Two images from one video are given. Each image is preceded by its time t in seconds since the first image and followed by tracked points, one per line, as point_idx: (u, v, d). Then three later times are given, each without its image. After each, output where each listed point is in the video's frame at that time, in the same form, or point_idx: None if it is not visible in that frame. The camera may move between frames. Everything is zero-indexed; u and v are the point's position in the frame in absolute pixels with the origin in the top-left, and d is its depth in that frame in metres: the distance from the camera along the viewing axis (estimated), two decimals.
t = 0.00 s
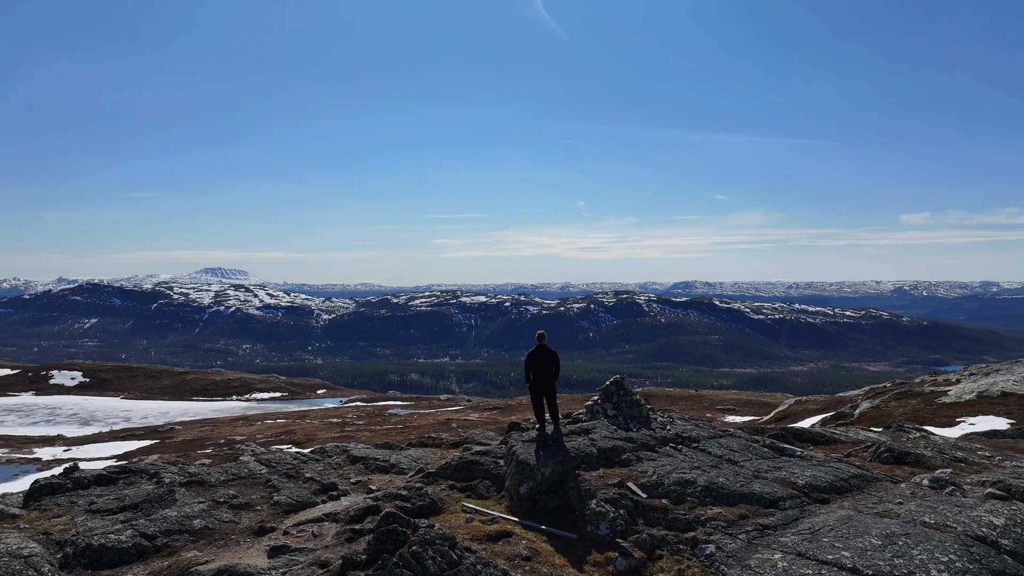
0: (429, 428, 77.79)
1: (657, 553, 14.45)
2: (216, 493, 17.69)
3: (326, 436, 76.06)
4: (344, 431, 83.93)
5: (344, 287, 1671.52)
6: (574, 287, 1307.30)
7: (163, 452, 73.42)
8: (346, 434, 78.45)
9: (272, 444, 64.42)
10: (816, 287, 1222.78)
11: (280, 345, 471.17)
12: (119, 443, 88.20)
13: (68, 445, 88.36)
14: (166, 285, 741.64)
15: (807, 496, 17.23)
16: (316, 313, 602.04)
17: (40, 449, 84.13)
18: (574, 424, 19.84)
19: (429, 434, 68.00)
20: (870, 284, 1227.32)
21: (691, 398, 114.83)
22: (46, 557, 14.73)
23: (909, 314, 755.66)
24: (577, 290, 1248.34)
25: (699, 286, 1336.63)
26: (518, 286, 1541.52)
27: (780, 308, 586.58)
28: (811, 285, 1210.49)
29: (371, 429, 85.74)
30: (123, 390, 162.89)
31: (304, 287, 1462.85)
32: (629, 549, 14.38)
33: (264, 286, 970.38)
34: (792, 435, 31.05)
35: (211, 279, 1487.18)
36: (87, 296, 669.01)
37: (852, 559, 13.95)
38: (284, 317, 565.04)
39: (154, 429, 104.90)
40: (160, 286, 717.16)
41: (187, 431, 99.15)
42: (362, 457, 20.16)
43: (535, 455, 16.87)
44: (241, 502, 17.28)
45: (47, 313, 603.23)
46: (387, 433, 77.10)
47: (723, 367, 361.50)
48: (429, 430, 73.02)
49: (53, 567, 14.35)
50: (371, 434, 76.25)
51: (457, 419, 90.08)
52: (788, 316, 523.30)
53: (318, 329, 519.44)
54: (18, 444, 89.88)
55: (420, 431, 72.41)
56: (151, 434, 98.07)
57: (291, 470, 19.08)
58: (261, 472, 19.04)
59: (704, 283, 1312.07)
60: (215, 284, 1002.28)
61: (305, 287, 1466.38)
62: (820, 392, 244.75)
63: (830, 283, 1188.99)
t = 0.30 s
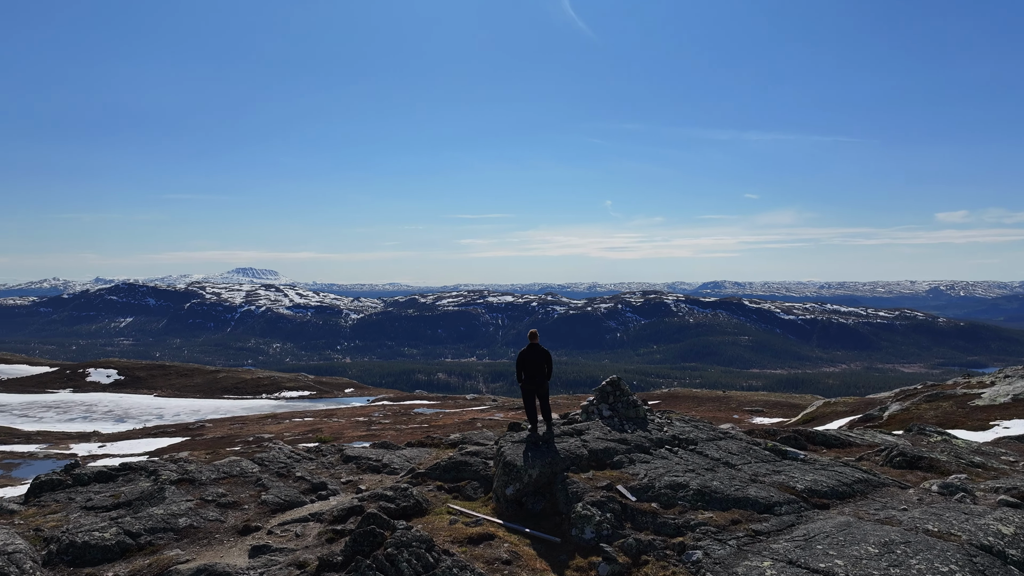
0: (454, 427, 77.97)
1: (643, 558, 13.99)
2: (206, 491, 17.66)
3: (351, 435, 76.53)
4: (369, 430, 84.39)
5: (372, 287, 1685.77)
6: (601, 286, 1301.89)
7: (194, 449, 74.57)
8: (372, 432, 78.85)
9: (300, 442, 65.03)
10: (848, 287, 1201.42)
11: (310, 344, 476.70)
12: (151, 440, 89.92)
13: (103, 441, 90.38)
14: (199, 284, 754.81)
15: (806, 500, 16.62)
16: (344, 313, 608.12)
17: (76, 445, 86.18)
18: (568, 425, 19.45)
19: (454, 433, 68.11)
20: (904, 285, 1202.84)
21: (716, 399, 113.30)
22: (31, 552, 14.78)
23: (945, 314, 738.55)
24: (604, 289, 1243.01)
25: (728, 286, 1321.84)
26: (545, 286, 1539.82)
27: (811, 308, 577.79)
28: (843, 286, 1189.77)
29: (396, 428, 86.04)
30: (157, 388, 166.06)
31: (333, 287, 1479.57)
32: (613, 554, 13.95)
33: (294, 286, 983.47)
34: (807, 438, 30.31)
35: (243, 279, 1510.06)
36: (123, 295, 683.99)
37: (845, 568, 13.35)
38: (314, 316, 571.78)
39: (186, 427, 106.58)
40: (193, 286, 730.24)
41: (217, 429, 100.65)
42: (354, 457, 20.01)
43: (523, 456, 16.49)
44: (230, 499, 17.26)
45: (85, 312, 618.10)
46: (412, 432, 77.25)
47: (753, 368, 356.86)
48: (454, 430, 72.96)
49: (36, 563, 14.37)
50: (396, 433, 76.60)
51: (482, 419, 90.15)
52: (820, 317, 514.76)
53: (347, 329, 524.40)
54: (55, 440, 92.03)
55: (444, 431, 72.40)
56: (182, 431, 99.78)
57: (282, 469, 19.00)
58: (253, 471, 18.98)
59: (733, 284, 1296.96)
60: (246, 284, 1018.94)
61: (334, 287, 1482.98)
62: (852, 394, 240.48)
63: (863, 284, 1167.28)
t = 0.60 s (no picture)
0: (478, 427, 77.72)
1: (627, 566, 13.58)
2: (195, 491, 17.64)
3: (376, 433, 76.71)
4: (395, 429, 84.56)
5: (400, 287, 1696.39)
6: (628, 286, 1293.85)
7: (222, 447, 75.37)
8: (397, 431, 79.03)
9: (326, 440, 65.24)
10: (882, 287, 1178.20)
11: (338, 343, 481.19)
12: (182, 437, 91.23)
13: (135, 437, 91.96)
14: (230, 284, 766.23)
15: (803, 507, 16.09)
16: (372, 313, 612.68)
17: (110, 441, 87.74)
18: (563, 427, 19.07)
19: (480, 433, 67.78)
20: (940, 284, 1175.18)
21: (742, 400, 111.43)
22: (15, 551, 14.81)
23: (983, 315, 719.54)
24: (631, 288, 1235.27)
25: (758, 285, 1303.54)
26: (572, 286, 1535.43)
27: (843, 308, 567.32)
28: (877, 286, 1166.70)
29: (420, 428, 86.09)
30: (188, 386, 168.65)
31: (361, 286, 1493.86)
32: (593, 560, 13.56)
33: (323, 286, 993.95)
34: (821, 442, 29.58)
35: (274, 279, 1529.34)
36: (157, 295, 697.24)
37: None
38: (342, 316, 577.11)
39: (215, 424, 107.91)
40: (225, 286, 741.42)
41: (246, 427, 101.68)
42: (348, 457, 19.89)
43: (509, 458, 16.16)
44: (217, 499, 17.16)
45: (121, 312, 631.18)
46: (436, 431, 77.34)
47: (783, 369, 351.26)
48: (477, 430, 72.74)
49: (21, 561, 14.43)
50: (421, 432, 76.52)
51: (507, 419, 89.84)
52: (852, 318, 504.89)
53: (375, 329, 528.35)
54: (89, 436, 93.79)
55: (468, 430, 72.25)
56: (212, 429, 101.09)
57: (273, 468, 18.95)
58: (244, 470, 18.93)
59: (763, 283, 1279.83)
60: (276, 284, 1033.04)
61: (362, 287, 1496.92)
62: (886, 396, 235.10)
63: (897, 284, 1143.55)
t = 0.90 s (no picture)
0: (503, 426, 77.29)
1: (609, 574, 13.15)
2: (185, 490, 17.60)
3: (401, 433, 76.85)
4: (420, 429, 84.69)
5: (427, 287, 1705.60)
6: (656, 286, 1284.49)
7: (250, 445, 76.09)
8: (422, 431, 79.00)
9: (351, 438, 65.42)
10: (917, 287, 1153.97)
11: (366, 343, 485.03)
12: (212, 434, 92.34)
13: (167, 434, 93.36)
14: (261, 284, 776.93)
15: (800, 515, 15.50)
16: (400, 312, 616.63)
17: (142, 438, 89.28)
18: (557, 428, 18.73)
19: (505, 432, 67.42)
20: (977, 285, 1147.65)
21: (770, 401, 109.65)
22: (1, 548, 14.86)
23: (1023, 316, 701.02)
24: (659, 288, 1226.50)
25: (788, 285, 1285.80)
26: (599, 286, 1528.77)
27: (876, 309, 556.86)
28: (912, 286, 1142.96)
29: (445, 427, 86.06)
30: (219, 384, 171.18)
31: (389, 286, 1505.42)
32: (574, 567, 13.15)
33: (352, 286, 1003.55)
34: (835, 445, 28.75)
35: (303, 279, 1547.47)
36: (190, 295, 709.40)
37: None
38: (370, 315, 582.22)
39: (244, 422, 109.22)
40: (255, 285, 751.95)
41: (274, 425, 102.65)
42: (340, 457, 19.75)
43: (495, 461, 15.88)
44: (205, 499, 17.11)
45: (155, 311, 643.44)
46: (461, 431, 77.25)
47: (814, 370, 345.45)
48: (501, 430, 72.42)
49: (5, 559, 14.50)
50: (446, 432, 76.43)
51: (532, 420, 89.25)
52: (886, 319, 495.29)
53: (402, 329, 531.59)
54: (123, 432, 95.69)
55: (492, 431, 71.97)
56: (241, 427, 102.29)
57: (265, 468, 18.88)
58: (236, 469, 18.92)
59: (794, 283, 1260.74)
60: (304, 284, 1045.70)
61: (390, 287, 1508.30)
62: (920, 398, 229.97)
63: (932, 284, 1119.54)
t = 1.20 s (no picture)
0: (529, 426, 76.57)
1: None
2: (173, 488, 17.60)
3: (426, 433, 77.00)
4: (444, 429, 84.71)
5: (454, 287, 1711.66)
6: (683, 287, 1273.71)
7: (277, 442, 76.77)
8: (447, 431, 78.73)
9: (375, 436, 65.33)
10: (953, 287, 1127.21)
11: (394, 343, 487.75)
12: (241, 432, 93.36)
13: (197, 432, 94.75)
14: (290, 284, 785.58)
15: (793, 521, 14.97)
16: (427, 312, 619.47)
17: (172, 435, 90.60)
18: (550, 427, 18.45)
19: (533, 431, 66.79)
20: (1016, 285, 1117.37)
21: (798, 403, 107.70)
22: None
23: None
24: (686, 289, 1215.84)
25: (819, 285, 1265.60)
26: (626, 286, 1519.19)
27: (910, 309, 545.40)
28: (947, 286, 1117.26)
29: (469, 428, 85.97)
30: (249, 382, 173.21)
31: (415, 287, 1514.40)
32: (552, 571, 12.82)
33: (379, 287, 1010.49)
34: (847, 448, 28.06)
35: (332, 280, 1563.15)
36: (221, 295, 720.43)
37: None
38: (397, 315, 585.83)
39: (272, 420, 110.36)
40: (285, 286, 760.95)
41: (301, 423, 103.47)
42: (332, 457, 19.58)
43: (480, 462, 15.56)
44: (192, 497, 17.07)
45: (187, 310, 653.95)
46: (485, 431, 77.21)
47: (847, 371, 339.13)
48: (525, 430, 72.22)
49: None
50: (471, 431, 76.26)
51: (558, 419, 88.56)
52: (920, 319, 484.82)
53: (429, 329, 533.85)
54: (155, 430, 97.21)
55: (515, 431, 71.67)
56: (270, 425, 103.28)
57: (255, 467, 18.87)
58: (228, 467, 18.96)
59: (825, 283, 1239.42)
60: (333, 284, 1055.56)
61: (416, 287, 1516.66)
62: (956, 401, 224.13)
63: (969, 284, 1093.34)
